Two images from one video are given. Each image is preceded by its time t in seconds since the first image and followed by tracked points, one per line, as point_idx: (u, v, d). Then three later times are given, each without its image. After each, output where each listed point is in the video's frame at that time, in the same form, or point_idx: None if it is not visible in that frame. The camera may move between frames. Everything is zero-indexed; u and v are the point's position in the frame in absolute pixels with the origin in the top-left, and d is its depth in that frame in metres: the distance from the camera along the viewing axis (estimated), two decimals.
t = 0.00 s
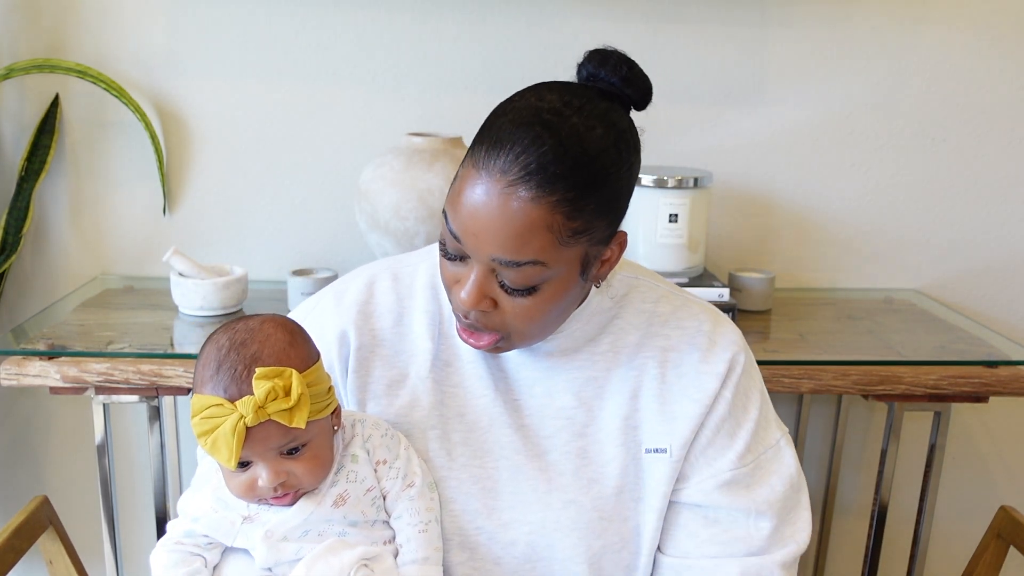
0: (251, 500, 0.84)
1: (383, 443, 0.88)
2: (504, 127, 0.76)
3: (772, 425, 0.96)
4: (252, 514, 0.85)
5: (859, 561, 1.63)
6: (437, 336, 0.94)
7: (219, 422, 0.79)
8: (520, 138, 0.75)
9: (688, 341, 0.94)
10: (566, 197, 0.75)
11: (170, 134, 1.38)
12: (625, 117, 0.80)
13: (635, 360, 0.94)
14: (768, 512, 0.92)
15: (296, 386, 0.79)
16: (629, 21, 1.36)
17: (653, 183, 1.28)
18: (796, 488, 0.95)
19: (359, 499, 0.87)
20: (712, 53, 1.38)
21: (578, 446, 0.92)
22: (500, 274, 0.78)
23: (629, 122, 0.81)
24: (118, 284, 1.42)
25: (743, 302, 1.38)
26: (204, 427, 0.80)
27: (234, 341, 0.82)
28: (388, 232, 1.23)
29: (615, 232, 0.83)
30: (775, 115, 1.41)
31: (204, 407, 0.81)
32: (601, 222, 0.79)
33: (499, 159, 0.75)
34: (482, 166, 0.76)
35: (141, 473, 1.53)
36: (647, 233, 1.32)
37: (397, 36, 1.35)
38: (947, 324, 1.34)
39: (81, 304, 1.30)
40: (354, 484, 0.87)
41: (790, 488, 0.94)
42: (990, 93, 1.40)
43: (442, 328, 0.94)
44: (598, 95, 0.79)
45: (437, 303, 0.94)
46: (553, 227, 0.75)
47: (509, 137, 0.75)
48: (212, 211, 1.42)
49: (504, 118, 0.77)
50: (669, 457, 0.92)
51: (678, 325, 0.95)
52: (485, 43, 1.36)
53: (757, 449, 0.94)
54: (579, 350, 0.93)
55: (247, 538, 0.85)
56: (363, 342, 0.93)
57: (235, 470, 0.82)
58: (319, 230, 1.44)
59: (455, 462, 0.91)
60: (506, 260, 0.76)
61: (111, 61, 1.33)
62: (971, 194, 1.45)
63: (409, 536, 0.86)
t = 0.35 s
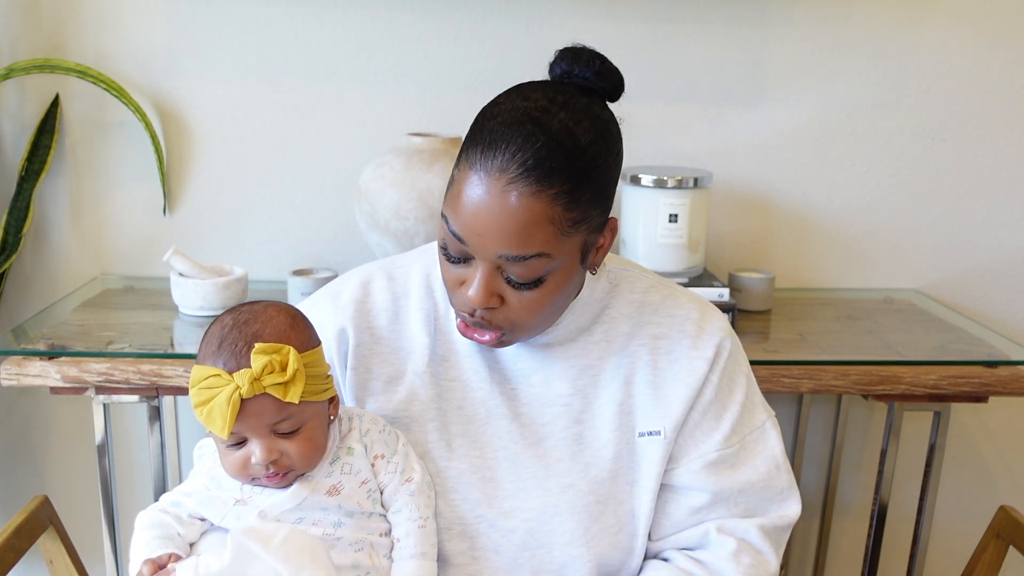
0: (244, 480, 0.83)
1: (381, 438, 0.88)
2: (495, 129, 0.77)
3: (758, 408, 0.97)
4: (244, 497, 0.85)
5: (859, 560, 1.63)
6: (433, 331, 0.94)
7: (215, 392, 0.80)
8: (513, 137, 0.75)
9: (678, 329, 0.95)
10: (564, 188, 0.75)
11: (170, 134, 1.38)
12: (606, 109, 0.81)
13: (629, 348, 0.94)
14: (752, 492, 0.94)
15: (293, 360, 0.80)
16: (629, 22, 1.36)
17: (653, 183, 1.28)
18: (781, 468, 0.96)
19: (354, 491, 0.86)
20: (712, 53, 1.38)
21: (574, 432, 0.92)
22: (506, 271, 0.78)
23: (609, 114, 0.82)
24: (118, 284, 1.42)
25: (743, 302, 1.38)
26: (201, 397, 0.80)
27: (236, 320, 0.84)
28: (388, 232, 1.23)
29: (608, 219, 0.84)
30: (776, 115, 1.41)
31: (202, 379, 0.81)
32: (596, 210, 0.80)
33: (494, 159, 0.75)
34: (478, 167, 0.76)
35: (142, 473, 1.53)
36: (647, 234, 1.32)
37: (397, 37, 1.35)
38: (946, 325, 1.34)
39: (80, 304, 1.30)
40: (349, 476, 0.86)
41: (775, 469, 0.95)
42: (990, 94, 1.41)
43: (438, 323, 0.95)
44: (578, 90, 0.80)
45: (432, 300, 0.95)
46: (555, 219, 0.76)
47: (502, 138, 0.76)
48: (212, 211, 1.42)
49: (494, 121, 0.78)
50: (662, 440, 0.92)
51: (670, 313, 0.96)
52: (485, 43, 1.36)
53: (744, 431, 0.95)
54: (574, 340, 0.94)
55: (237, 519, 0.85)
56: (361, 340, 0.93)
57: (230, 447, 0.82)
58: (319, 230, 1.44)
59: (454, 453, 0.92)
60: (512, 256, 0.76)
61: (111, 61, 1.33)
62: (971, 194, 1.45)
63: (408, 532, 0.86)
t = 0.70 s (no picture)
0: (250, 466, 0.85)
1: (381, 427, 0.90)
2: (498, 136, 0.77)
3: (740, 406, 0.94)
4: (250, 489, 0.86)
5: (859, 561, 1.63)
6: (437, 327, 0.95)
7: (226, 375, 0.82)
8: (515, 145, 0.76)
9: (667, 326, 0.94)
10: (568, 192, 0.76)
11: (170, 134, 1.38)
12: (605, 112, 0.81)
13: (619, 341, 0.94)
14: (712, 479, 0.91)
15: (303, 345, 0.82)
16: (629, 21, 1.36)
17: (653, 183, 1.28)
18: (750, 465, 0.92)
19: (357, 479, 0.88)
20: (712, 53, 1.38)
21: (562, 425, 0.92)
22: (512, 276, 0.78)
23: (608, 116, 0.82)
24: (118, 284, 1.42)
25: (743, 302, 1.37)
26: (213, 380, 0.82)
27: (248, 310, 0.86)
28: (388, 232, 1.22)
29: (610, 220, 0.84)
30: (776, 115, 1.41)
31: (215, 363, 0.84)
32: (599, 212, 0.80)
33: (497, 166, 0.76)
34: (482, 175, 0.76)
35: (141, 473, 1.53)
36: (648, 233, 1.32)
37: (397, 36, 1.35)
38: (946, 324, 1.34)
39: (80, 304, 1.30)
40: (351, 464, 0.88)
41: (742, 463, 0.92)
42: (991, 93, 1.40)
43: (442, 319, 0.96)
44: (576, 94, 0.80)
45: (437, 296, 0.96)
46: (560, 224, 0.76)
47: (504, 145, 0.76)
48: (213, 211, 1.42)
49: (495, 128, 0.78)
50: (638, 430, 0.92)
51: (663, 311, 0.95)
52: (485, 43, 1.36)
53: (718, 420, 0.93)
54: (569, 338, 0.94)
55: (245, 511, 0.86)
56: (366, 335, 0.95)
57: (238, 431, 0.84)
58: (319, 230, 1.44)
59: (450, 446, 0.93)
60: (519, 262, 0.76)
61: (111, 60, 1.33)
62: (971, 194, 1.45)
63: (410, 517, 0.88)
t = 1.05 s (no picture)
0: (233, 440, 0.88)
1: (368, 421, 0.93)
2: (500, 134, 0.77)
3: (730, 395, 0.88)
4: (238, 471, 0.89)
5: (859, 560, 1.63)
6: (437, 331, 0.95)
7: (211, 339, 0.88)
8: (517, 144, 0.75)
9: (656, 319, 0.92)
10: (568, 195, 0.75)
11: (170, 134, 1.38)
12: (612, 115, 0.81)
13: (606, 336, 0.92)
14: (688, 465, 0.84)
15: (286, 311, 0.88)
16: (630, 21, 1.36)
17: (653, 183, 1.28)
18: (733, 454, 0.85)
19: (344, 469, 0.91)
20: (712, 53, 1.38)
21: (550, 424, 0.90)
22: (509, 276, 0.78)
23: (615, 119, 0.81)
24: (118, 284, 1.42)
25: (743, 302, 1.38)
26: (199, 345, 0.88)
27: (238, 293, 0.94)
28: (388, 232, 1.23)
29: (613, 225, 0.84)
30: (776, 114, 1.41)
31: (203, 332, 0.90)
32: (600, 216, 0.80)
33: (498, 163, 0.75)
34: (482, 173, 0.76)
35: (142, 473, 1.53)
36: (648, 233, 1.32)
37: (397, 36, 1.35)
38: (947, 325, 1.34)
39: (81, 304, 1.30)
40: (339, 454, 0.92)
41: (722, 451, 0.85)
42: (991, 93, 1.41)
43: (442, 323, 0.95)
44: (582, 95, 0.80)
45: (438, 298, 0.95)
46: (558, 225, 0.76)
47: (505, 143, 0.76)
48: (213, 211, 1.42)
49: (498, 126, 0.78)
50: (622, 425, 0.89)
51: (655, 305, 0.93)
52: (485, 43, 1.36)
53: (702, 406, 0.87)
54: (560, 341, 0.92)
55: (231, 491, 0.88)
56: (366, 335, 0.96)
57: (222, 402, 0.89)
58: (319, 230, 1.44)
59: (444, 449, 0.92)
60: (515, 261, 0.76)
61: (111, 60, 1.33)
62: (970, 194, 1.45)
63: (391, 508, 0.88)
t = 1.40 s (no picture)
0: (268, 407, 0.89)
1: (387, 406, 0.94)
2: (505, 130, 0.77)
3: (720, 410, 0.84)
4: (270, 441, 0.89)
5: (859, 560, 1.63)
6: (446, 324, 0.95)
7: (263, 302, 0.90)
8: (519, 141, 0.76)
9: (657, 324, 0.89)
10: (564, 195, 0.75)
11: (170, 134, 1.38)
12: (624, 121, 0.81)
13: (604, 336, 0.90)
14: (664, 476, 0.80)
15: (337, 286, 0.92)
16: (629, 22, 1.36)
17: (653, 183, 1.28)
18: (716, 473, 0.81)
19: (366, 449, 0.92)
20: (712, 53, 1.38)
21: (542, 423, 0.88)
22: (502, 271, 0.78)
23: (628, 126, 0.82)
24: (118, 284, 1.42)
25: (743, 302, 1.38)
26: (250, 307, 0.90)
27: (280, 269, 0.97)
28: (388, 232, 1.23)
29: (616, 231, 0.83)
30: (776, 115, 1.41)
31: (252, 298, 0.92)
32: (600, 221, 0.79)
33: (498, 160, 0.76)
34: (483, 168, 0.77)
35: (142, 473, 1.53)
36: (647, 234, 1.32)
37: (397, 36, 1.35)
38: (947, 325, 1.34)
39: (81, 304, 1.30)
40: (363, 434, 0.92)
41: (704, 468, 0.81)
42: (990, 94, 1.41)
43: (452, 317, 0.95)
44: (597, 99, 0.80)
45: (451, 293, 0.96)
46: (552, 225, 0.76)
47: (508, 139, 0.77)
48: (213, 211, 1.42)
49: (504, 122, 0.79)
50: (607, 427, 0.86)
51: (659, 311, 0.90)
52: (485, 43, 1.36)
53: (689, 415, 0.83)
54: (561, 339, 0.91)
55: (262, 462, 0.88)
56: (378, 325, 0.96)
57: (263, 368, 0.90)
58: (319, 230, 1.44)
59: (441, 439, 0.91)
60: (506, 256, 0.76)
61: (111, 61, 1.33)
62: (970, 194, 1.45)
63: (405, 491, 0.89)
